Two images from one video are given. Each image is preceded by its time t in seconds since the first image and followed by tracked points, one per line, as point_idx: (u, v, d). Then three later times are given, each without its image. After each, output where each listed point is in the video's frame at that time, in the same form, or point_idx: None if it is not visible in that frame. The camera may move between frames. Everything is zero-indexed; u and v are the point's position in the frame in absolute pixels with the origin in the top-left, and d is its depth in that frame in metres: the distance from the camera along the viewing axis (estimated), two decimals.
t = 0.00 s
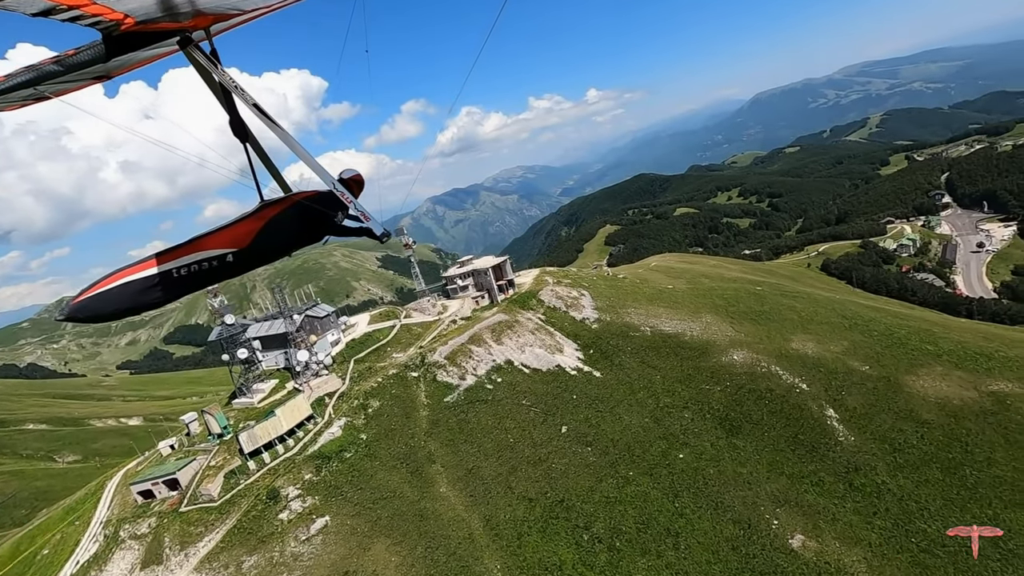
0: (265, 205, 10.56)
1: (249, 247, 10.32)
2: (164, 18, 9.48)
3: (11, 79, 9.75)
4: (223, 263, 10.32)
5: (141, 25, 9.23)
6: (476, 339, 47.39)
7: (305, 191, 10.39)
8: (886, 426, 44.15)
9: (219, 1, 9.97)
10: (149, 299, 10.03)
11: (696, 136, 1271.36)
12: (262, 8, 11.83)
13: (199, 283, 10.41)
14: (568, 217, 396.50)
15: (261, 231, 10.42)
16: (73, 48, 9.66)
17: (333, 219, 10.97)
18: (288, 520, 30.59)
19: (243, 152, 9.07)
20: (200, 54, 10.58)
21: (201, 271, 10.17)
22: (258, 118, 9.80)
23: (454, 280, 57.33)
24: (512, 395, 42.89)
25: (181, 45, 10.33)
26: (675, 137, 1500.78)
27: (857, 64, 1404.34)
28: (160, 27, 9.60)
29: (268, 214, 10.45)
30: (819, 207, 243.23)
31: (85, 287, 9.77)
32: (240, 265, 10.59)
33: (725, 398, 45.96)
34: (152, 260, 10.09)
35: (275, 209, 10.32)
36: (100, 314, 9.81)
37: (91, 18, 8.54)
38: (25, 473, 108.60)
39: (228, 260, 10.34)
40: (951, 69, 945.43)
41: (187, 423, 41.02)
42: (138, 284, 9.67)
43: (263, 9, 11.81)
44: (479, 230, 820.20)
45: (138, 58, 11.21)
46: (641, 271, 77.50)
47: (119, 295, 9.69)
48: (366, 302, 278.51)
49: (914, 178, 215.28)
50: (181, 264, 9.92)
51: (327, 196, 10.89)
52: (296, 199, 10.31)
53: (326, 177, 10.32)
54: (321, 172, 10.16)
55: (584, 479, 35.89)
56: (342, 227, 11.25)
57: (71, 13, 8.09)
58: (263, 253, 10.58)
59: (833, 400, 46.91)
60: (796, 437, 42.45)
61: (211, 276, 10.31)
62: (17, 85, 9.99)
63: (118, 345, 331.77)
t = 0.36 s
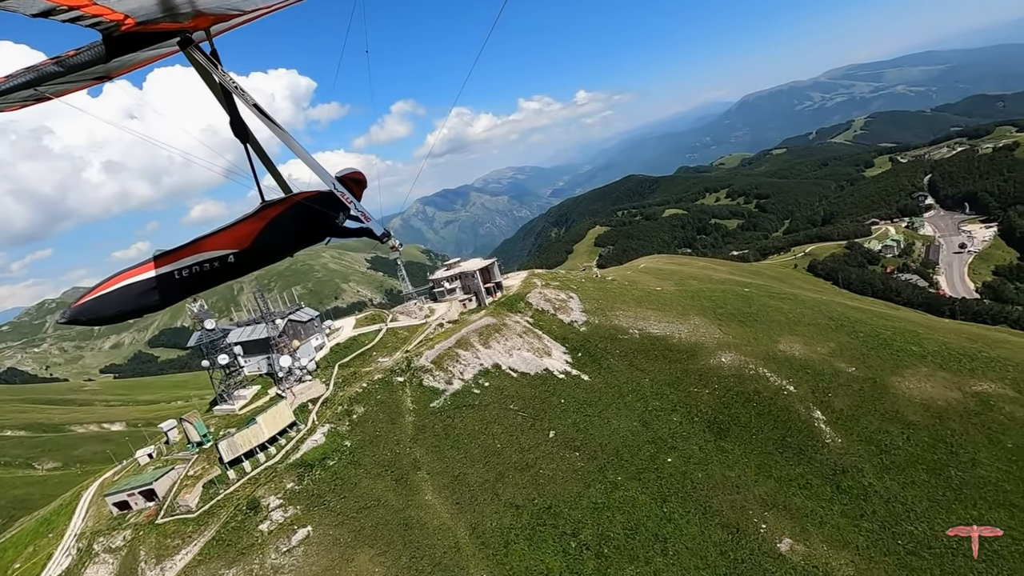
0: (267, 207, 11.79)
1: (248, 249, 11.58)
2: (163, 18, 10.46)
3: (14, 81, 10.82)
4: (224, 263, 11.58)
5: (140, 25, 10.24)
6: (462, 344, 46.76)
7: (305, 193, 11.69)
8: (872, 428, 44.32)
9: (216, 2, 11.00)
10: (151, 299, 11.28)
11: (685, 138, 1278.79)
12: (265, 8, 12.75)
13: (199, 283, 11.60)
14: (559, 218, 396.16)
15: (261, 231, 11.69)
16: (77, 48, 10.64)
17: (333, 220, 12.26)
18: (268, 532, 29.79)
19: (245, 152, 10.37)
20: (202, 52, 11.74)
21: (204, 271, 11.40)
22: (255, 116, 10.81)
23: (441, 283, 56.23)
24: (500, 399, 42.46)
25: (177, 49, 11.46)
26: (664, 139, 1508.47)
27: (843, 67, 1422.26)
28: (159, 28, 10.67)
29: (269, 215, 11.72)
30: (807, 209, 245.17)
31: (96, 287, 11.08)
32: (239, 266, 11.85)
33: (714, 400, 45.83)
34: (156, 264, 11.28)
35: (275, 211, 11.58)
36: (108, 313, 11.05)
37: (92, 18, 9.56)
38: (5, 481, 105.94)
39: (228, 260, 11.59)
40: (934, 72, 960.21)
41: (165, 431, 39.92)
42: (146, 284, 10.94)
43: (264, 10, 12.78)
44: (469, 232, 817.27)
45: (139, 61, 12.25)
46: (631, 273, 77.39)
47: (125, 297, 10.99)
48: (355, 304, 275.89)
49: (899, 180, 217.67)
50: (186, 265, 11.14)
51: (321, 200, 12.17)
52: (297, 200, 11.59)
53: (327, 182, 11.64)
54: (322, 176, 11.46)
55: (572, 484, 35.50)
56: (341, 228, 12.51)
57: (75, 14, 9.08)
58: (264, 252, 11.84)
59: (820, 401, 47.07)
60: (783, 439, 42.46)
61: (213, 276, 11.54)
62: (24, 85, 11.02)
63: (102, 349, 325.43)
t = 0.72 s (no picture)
0: (267, 207, 11.40)
1: (251, 249, 11.07)
2: (163, 18, 9.30)
3: (13, 81, 9.77)
4: (226, 264, 11.03)
5: (142, 26, 9.06)
6: (450, 347, 46.18)
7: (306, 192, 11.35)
8: (860, 429, 44.42)
9: (218, 2, 9.85)
10: (153, 302, 10.53)
11: (673, 138, 1287.77)
12: (265, 7, 11.74)
13: (202, 286, 10.96)
14: (548, 218, 397.16)
15: (262, 232, 11.20)
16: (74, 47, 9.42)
17: (334, 220, 11.91)
18: (248, 542, 29.05)
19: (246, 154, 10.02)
20: (201, 53, 10.66)
21: (205, 273, 10.82)
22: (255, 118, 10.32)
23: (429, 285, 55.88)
24: (488, 404, 41.91)
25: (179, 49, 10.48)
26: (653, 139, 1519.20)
27: (827, 69, 1442.11)
28: (159, 27, 9.46)
29: (270, 216, 11.31)
30: (793, 210, 247.67)
31: (95, 291, 10.37)
32: (242, 267, 11.33)
33: (703, 403, 45.68)
34: (155, 266, 10.61)
35: (277, 210, 11.17)
36: (108, 317, 10.37)
37: (92, 19, 8.33)
38: None
39: (230, 262, 11.05)
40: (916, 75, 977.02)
41: (144, 440, 38.92)
42: (147, 286, 10.29)
43: (265, 9, 11.75)
44: (459, 232, 816.80)
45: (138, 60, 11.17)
46: (618, 274, 77.29)
47: (126, 300, 10.26)
48: (344, 306, 274.46)
49: (883, 180, 220.73)
50: (187, 266, 10.55)
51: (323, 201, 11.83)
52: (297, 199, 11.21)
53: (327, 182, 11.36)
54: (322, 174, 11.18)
55: (560, 490, 35.10)
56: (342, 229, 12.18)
57: (74, 16, 7.85)
58: (265, 253, 11.33)
59: (809, 403, 47.02)
60: (772, 441, 42.37)
61: (215, 278, 10.93)
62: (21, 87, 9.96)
63: (85, 352, 320.27)
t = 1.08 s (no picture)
0: (270, 207, 11.66)
1: (253, 250, 11.31)
2: (162, 19, 9.50)
3: (14, 82, 9.71)
4: (228, 266, 11.25)
5: (140, 28, 9.32)
6: (439, 352, 45.57)
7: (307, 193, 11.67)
8: (850, 430, 44.47)
9: (218, 3, 9.98)
10: (156, 303, 10.71)
11: (663, 140, 1294.52)
12: (266, 9, 11.82)
13: (204, 286, 11.17)
14: (540, 220, 397.17)
15: (264, 232, 11.46)
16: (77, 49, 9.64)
17: (334, 221, 12.26)
18: (230, 556, 28.21)
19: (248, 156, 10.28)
20: (201, 53, 10.88)
21: (208, 274, 11.05)
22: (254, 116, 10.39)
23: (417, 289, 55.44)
24: (477, 409, 41.41)
25: (179, 52, 10.64)
26: (644, 141, 1526.66)
27: (815, 71, 1457.70)
28: (159, 28, 9.70)
29: (271, 217, 11.56)
30: (783, 210, 249.61)
31: (96, 292, 10.46)
32: (243, 268, 11.55)
33: (693, 406, 45.52)
34: (158, 267, 10.78)
35: (278, 211, 11.44)
36: (110, 320, 10.49)
37: (92, 19, 8.57)
38: None
39: (232, 263, 11.29)
40: (902, 77, 990.09)
41: (125, 451, 38.01)
42: (151, 288, 10.49)
43: (265, 10, 11.80)
44: (451, 234, 815.01)
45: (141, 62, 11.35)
46: (610, 277, 77.22)
47: (129, 301, 10.39)
48: (335, 309, 272.25)
49: (870, 181, 223.03)
50: (190, 267, 10.76)
51: (322, 202, 12.09)
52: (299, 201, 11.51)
53: (329, 184, 11.71)
54: (325, 176, 11.49)
55: (550, 496, 34.66)
56: (344, 230, 12.54)
57: (74, 15, 8.10)
58: (265, 254, 11.59)
59: (798, 404, 47.05)
60: (762, 444, 42.25)
61: (218, 278, 11.17)
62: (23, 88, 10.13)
63: (71, 358, 315.20)
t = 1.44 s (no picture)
0: (270, 206, 11.36)
1: (253, 250, 11.10)
2: (162, 19, 8.89)
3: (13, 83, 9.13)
4: (229, 266, 11.07)
5: (140, 28, 8.74)
6: (416, 361, 44.33)
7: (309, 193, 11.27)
8: (831, 432, 44.30)
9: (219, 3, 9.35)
10: (158, 302, 10.63)
11: (645, 141, 1304.55)
12: (267, 8, 11.13)
13: (206, 286, 11.02)
14: (524, 222, 396.78)
15: (265, 232, 11.21)
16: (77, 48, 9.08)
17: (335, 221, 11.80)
18: None
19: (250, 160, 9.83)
20: (201, 53, 10.21)
21: (210, 274, 10.87)
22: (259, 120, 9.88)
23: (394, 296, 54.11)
24: (455, 419, 40.28)
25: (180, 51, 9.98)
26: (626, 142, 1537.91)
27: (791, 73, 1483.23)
28: (159, 28, 9.09)
29: (272, 216, 11.28)
30: (763, 210, 252.84)
31: (101, 291, 10.46)
32: (244, 267, 11.36)
33: (676, 411, 44.94)
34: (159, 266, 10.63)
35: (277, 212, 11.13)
36: (112, 320, 10.47)
37: (91, 18, 8.08)
38: None
39: (233, 262, 11.09)
40: (875, 79, 1012.85)
41: (84, 472, 36.29)
42: (153, 288, 10.39)
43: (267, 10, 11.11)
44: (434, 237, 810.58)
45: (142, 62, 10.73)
46: (593, 279, 76.80)
47: (130, 301, 10.31)
48: (316, 314, 268.53)
49: (847, 180, 227.00)
50: (191, 268, 10.59)
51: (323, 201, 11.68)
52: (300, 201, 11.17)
53: (330, 184, 11.19)
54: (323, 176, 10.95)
55: (530, 509, 33.67)
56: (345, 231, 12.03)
57: (74, 14, 7.67)
58: (265, 254, 11.34)
59: (780, 407, 46.83)
60: (744, 449, 41.80)
61: (220, 278, 10.99)
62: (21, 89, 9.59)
63: (42, 368, 305.55)
